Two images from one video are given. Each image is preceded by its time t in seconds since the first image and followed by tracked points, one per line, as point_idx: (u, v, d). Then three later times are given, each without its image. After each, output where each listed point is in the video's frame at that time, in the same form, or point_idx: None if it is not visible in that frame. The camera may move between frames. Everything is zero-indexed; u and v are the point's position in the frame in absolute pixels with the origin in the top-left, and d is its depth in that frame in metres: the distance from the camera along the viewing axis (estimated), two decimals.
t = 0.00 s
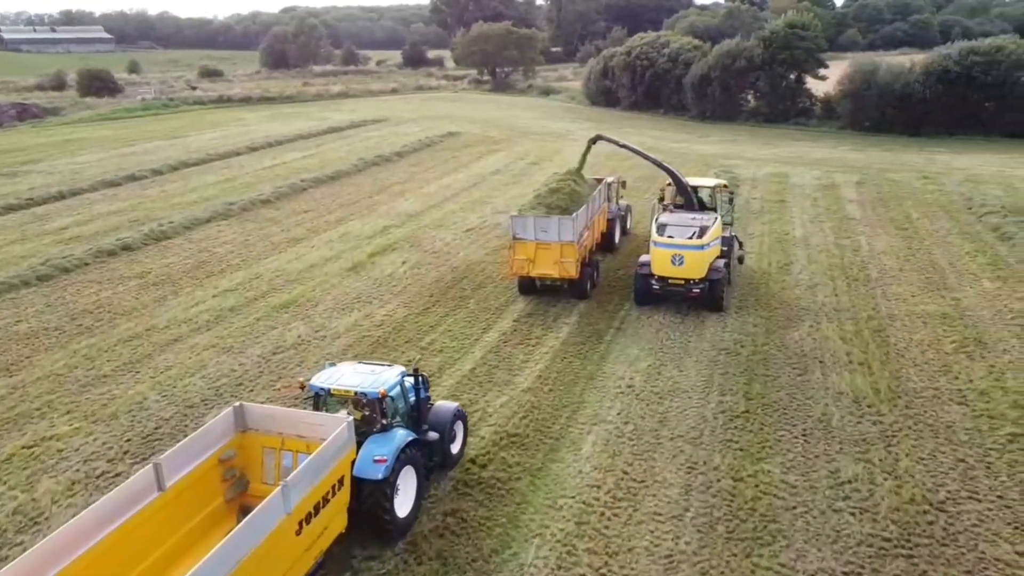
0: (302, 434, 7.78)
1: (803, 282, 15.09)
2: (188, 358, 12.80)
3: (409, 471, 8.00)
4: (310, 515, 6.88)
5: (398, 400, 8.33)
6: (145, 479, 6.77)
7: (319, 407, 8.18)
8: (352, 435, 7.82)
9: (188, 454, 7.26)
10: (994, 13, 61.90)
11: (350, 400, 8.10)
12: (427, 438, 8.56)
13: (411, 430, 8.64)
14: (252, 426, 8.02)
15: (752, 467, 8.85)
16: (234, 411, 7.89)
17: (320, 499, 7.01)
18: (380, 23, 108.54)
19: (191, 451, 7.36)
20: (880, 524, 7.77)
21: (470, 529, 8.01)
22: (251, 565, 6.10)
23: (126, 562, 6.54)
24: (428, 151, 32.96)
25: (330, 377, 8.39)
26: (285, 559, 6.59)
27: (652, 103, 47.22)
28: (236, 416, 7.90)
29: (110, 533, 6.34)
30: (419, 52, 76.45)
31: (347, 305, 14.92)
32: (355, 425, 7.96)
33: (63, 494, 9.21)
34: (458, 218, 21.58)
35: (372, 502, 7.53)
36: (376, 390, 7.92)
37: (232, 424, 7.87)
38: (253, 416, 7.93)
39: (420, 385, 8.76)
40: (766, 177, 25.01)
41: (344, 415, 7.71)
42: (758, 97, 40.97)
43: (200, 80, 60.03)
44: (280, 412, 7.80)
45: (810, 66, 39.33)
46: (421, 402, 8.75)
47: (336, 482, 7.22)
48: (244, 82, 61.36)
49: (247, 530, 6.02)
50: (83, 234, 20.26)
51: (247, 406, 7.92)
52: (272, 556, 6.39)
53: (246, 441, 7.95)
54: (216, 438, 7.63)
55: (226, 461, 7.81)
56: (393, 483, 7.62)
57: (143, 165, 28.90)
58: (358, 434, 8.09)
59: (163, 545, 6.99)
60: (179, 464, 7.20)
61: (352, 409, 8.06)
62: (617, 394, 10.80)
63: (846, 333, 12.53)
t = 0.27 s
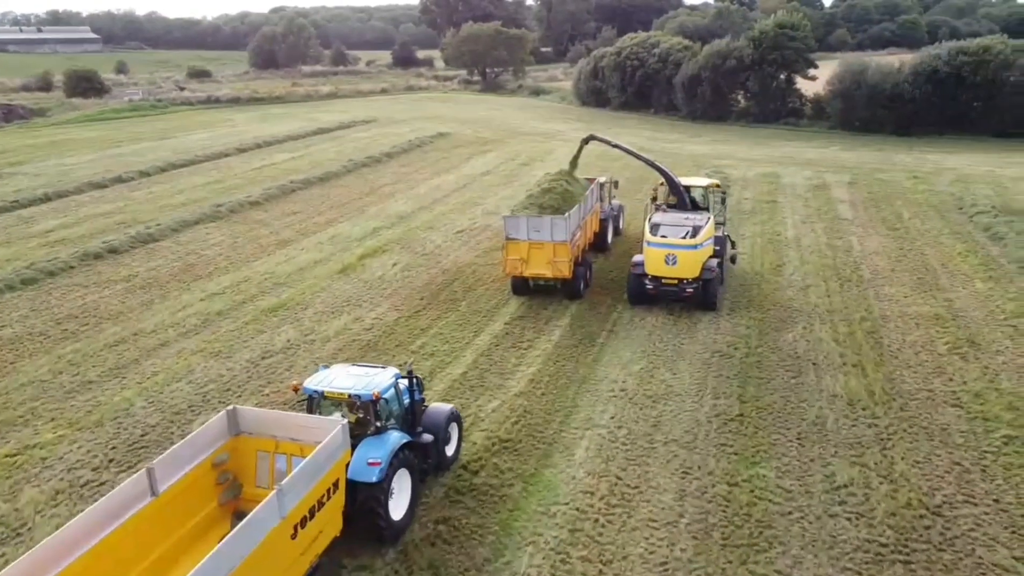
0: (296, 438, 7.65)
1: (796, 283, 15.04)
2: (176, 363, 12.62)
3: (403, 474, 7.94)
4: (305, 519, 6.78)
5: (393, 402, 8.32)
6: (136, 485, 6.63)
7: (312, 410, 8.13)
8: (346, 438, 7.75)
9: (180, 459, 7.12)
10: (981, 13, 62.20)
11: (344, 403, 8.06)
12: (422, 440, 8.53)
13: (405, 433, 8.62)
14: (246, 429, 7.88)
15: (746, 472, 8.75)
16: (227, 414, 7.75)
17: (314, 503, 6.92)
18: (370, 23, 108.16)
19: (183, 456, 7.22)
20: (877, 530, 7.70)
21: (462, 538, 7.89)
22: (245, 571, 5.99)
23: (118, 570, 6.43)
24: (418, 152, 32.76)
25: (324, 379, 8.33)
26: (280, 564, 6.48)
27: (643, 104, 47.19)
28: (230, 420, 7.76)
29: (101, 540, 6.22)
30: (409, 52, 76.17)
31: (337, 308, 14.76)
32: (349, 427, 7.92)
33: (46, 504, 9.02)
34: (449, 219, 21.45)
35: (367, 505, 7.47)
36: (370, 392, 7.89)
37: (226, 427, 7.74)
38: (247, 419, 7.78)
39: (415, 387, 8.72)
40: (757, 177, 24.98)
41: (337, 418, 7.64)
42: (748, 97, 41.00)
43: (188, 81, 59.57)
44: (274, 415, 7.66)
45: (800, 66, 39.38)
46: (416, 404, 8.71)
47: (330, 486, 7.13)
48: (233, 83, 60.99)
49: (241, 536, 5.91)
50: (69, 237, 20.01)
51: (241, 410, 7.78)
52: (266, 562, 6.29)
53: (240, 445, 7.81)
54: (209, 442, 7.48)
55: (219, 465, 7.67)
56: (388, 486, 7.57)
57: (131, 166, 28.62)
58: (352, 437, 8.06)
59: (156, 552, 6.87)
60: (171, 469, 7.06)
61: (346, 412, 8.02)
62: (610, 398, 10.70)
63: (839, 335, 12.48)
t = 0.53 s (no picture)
0: (289, 442, 7.56)
1: (786, 284, 14.97)
2: (158, 370, 12.38)
3: (396, 478, 7.88)
4: (298, 525, 6.70)
5: (386, 405, 8.20)
6: (126, 492, 6.52)
7: (304, 414, 8.01)
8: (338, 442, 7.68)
9: (171, 464, 7.02)
10: (964, 13, 62.61)
11: (336, 406, 7.95)
12: (415, 443, 8.43)
13: (398, 436, 8.50)
14: (238, 434, 7.78)
15: (739, 478, 8.64)
16: (218, 418, 7.65)
17: (307, 508, 6.83)
18: (356, 23, 107.66)
19: (174, 461, 7.12)
20: (872, 536, 7.60)
21: (452, 549, 7.72)
22: None
23: None
24: (405, 153, 32.55)
25: (316, 382, 8.22)
26: (274, 569, 6.40)
27: (630, 104, 47.16)
28: (221, 424, 7.65)
29: (89, 548, 6.09)
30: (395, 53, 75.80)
31: (323, 312, 14.56)
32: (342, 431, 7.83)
33: (24, 518, 8.77)
34: (437, 221, 21.27)
35: (361, 510, 7.39)
36: (364, 396, 7.78)
37: (217, 432, 7.63)
38: (238, 424, 7.68)
39: (407, 389, 8.59)
40: (745, 178, 24.95)
41: (330, 422, 7.54)
42: (735, 97, 41.04)
43: (171, 82, 58.97)
44: (266, 419, 7.57)
45: (786, 66, 39.47)
46: (409, 407, 8.57)
47: (324, 490, 7.06)
48: (218, 83, 60.50)
49: (233, 542, 5.82)
50: (50, 241, 19.66)
51: (232, 414, 7.68)
52: (259, 568, 6.19)
53: (231, 450, 7.71)
54: (200, 446, 7.38)
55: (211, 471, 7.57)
56: (381, 490, 7.50)
57: (114, 168, 28.25)
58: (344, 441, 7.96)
59: (146, 559, 6.75)
60: (161, 475, 6.96)
61: (338, 415, 7.91)
62: (601, 403, 10.57)
63: (830, 336, 12.40)
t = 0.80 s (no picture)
0: (282, 447, 7.47)
1: (777, 286, 14.90)
2: (142, 376, 12.15)
3: (391, 481, 7.79)
4: (293, 530, 6.62)
5: (380, 408, 8.11)
6: (117, 498, 6.42)
7: (298, 418, 7.92)
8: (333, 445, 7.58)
9: (163, 470, 6.92)
10: (950, 14, 62.97)
11: (330, 409, 7.86)
12: (409, 446, 8.36)
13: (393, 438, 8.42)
14: (230, 438, 7.68)
15: (734, 484, 8.52)
16: (210, 422, 7.55)
17: (302, 512, 6.75)
18: (344, 24, 107.22)
19: (166, 467, 7.01)
20: (869, 543, 7.49)
21: (443, 560, 7.57)
22: None
23: None
24: (394, 154, 32.36)
25: (310, 385, 8.11)
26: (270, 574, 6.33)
27: (619, 104, 47.12)
28: (213, 429, 7.55)
29: (80, 556, 5.97)
30: (383, 53, 75.49)
31: (311, 317, 14.37)
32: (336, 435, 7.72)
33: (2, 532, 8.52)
34: (426, 223, 21.10)
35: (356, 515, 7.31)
36: (358, 399, 7.68)
37: (209, 437, 7.53)
38: (231, 428, 7.59)
39: (402, 392, 8.51)
40: (735, 178, 24.92)
41: (325, 426, 7.43)
42: (724, 97, 41.06)
43: (157, 83, 58.47)
44: (258, 424, 7.47)
45: (775, 66, 39.53)
46: (403, 409, 8.49)
47: (318, 494, 6.98)
48: (205, 84, 60.08)
49: (227, 549, 5.73)
50: (32, 245, 19.35)
51: (224, 418, 7.58)
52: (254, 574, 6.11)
53: (224, 455, 7.61)
54: (192, 452, 7.28)
55: (203, 476, 7.47)
56: (377, 494, 7.43)
57: (98, 171, 27.90)
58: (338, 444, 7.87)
59: (137, 567, 6.64)
60: (153, 480, 6.86)
61: (333, 419, 7.81)
62: (593, 408, 10.44)
63: (823, 339, 12.33)
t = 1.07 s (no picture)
0: (276, 451, 7.34)
1: (769, 288, 14.83)
2: (127, 383, 11.91)
3: (385, 485, 7.69)
4: (287, 535, 6.57)
5: (374, 410, 8.00)
6: (107, 505, 6.30)
7: (291, 421, 7.79)
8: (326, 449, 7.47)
9: (154, 475, 6.80)
10: (936, 13, 63.32)
11: (324, 412, 7.74)
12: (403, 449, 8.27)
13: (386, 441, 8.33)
14: (224, 442, 7.56)
15: (729, 491, 8.41)
16: (203, 426, 7.42)
17: (297, 516, 6.71)
18: (332, 24, 106.82)
19: (157, 472, 6.90)
20: (866, 550, 7.40)
21: (434, 571, 7.40)
22: None
23: None
24: (382, 155, 32.17)
25: (303, 387, 7.97)
26: None
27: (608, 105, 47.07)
28: (206, 432, 7.41)
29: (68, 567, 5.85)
30: (372, 54, 75.18)
31: (299, 321, 14.17)
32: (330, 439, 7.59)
33: None
34: (415, 225, 20.92)
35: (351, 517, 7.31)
36: (352, 402, 7.54)
37: (202, 440, 7.39)
38: (223, 431, 7.45)
39: (395, 394, 8.40)
40: (725, 179, 24.89)
41: (320, 429, 7.31)
42: (714, 98, 41.08)
43: (143, 83, 57.96)
44: (252, 428, 7.34)
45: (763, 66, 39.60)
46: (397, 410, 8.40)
47: (314, 498, 6.94)
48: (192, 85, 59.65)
49: (218, 560, 5.65)
50: (15, 248, 19.04)
51: (217, 421, 7.44)
52: None
53: (217, 458, 7.48)
54: (184, 456, 7.16)
55: (197, 480, 7.35)
56: (371, 498, 7.37)
57: (83, 173, 27.55)
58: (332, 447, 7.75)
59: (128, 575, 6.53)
60: (144, 486, 6.73)
61: (326, 422, 7.68)
62: (585, 413, 10.32)
63: (816, 341, 12.26)
